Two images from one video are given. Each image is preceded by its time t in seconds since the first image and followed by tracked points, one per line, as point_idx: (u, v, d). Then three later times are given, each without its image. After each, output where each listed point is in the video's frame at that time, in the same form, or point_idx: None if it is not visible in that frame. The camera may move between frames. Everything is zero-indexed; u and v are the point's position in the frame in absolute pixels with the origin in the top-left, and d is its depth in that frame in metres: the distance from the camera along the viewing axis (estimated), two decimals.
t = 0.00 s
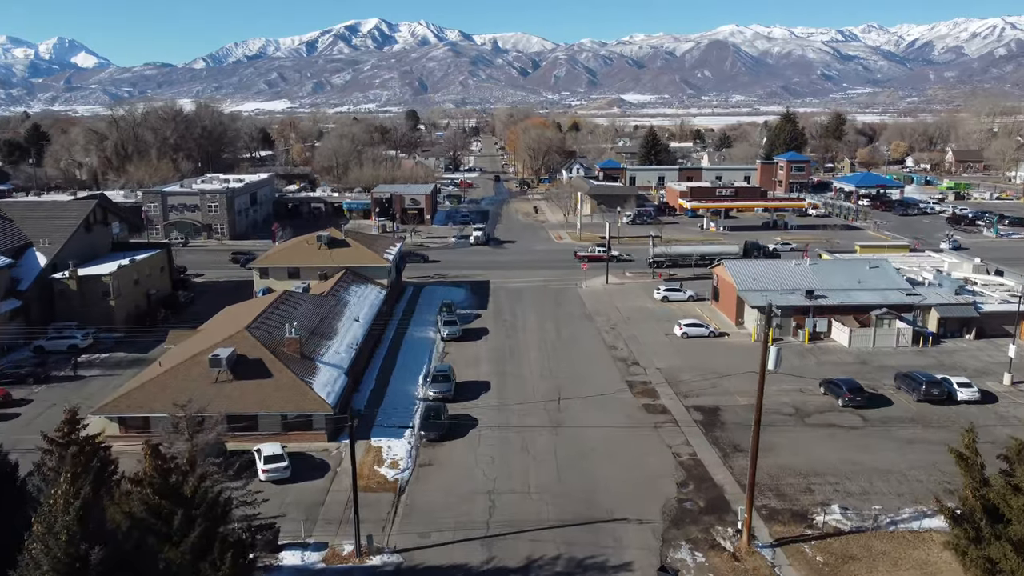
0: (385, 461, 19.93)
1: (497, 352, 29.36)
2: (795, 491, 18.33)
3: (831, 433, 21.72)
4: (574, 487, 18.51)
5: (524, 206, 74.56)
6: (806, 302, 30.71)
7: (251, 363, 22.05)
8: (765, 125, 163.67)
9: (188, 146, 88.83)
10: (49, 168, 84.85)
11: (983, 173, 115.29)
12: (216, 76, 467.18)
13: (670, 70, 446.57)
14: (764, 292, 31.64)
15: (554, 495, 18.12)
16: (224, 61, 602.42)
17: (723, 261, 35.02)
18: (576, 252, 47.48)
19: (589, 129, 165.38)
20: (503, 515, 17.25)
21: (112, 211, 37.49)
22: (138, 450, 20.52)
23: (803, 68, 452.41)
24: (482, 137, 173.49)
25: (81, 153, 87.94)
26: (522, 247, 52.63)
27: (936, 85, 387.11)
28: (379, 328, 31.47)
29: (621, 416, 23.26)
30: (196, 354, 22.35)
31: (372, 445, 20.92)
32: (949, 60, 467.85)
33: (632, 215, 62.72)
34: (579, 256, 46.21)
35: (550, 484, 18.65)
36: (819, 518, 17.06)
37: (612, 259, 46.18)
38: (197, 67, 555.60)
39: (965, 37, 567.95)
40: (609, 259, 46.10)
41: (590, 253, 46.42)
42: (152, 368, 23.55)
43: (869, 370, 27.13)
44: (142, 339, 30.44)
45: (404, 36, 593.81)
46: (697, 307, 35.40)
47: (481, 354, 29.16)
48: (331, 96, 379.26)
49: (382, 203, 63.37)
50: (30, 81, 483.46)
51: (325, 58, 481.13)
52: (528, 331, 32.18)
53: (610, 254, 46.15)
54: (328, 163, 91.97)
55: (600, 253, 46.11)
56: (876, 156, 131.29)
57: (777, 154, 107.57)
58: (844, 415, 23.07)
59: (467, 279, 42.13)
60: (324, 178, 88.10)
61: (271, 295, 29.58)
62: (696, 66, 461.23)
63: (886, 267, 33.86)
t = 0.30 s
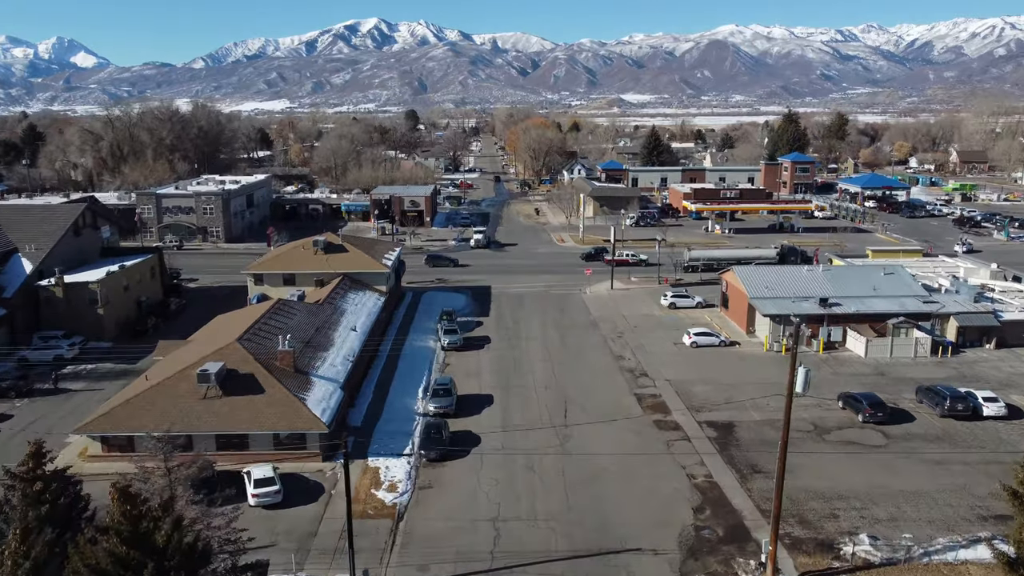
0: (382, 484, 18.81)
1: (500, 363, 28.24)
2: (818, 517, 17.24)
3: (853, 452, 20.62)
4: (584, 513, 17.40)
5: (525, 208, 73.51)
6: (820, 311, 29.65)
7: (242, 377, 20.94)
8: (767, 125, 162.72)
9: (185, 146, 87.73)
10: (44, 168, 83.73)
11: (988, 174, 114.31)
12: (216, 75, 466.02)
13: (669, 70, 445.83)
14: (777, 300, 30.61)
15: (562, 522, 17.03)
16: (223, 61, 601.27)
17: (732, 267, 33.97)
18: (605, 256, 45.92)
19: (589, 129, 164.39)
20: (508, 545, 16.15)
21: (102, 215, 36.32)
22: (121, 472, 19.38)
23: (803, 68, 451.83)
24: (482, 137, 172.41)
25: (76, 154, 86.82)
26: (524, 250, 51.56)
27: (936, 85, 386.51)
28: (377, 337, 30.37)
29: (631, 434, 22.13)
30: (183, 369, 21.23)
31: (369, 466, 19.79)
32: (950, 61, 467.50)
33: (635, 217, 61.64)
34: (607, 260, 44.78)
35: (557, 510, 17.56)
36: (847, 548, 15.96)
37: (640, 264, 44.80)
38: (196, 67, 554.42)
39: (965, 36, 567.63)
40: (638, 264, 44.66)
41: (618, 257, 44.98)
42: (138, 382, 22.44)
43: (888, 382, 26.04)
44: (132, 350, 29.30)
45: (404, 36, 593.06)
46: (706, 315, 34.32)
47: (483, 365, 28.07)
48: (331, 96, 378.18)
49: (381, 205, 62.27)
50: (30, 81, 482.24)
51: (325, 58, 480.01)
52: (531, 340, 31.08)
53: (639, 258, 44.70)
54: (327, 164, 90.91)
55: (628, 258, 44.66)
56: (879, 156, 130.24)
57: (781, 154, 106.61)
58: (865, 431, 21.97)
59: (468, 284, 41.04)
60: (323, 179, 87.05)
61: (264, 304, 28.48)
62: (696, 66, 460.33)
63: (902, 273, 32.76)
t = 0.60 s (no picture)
0: (379, 509, 17.70)
1: (502, 374, 27.10)
2: (846, 547, 16.12)
3: (878, 473, 19.50)
4: (596, 543, 16.30)
5: (527, 210, 72.41)
6: (835, 320, 28.58)
7: (231, 394, 19.82)
8: (769, 126, 161.80)
9: (182, 147, 86.66)
10: (38, 168, 82.68)
11: (993, 175, 113.25)
12: (215, 75, 465.07)
13: (669, 70, 445.06)
14: (790, 308, 29.51)
15: (572, 552, 15.94)
16: (223, 61, 600.67)
17: (743, 273, 32.86)
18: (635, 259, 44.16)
19: (590, 129, 163.40)
20: None
21: (92, 218, 35.16)
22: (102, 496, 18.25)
23: (803, 68, 451.08)
24: (482, 137, 171.30)
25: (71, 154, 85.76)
26: (526, 254, 50.50)
27: (937, 85, 385.87)
28: (376, 346, 29.23)
29: (641, 453, 21.00)
30: (170, 384, 20.11)
31: (365, 489, 18.66)
32: (950, 61, 467.11)
33: (639, 220, 60.51)
34: (637, 263, 43.02)
35: (566, 539, 16.46)
36: None
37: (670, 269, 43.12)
38: (195, 66, 553.88)
39: (965, 36, 567.21)
40: (668, 269, 42.99)
41: (648, 261, 43.26)
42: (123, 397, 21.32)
43: (909, 395, 24.94)
44: (121, 360, 28.15)
45: (404, 36, 592.33)
46: (715, 323, 33.23)
47: (486, 376, 26.96)
48: (331, 96, 377.30)
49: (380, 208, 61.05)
50: (29, 80, 481.10)
51: (325, 58, 479.01)
52: (535, 349, 29.98)
53: (670, 262, 43.02)
54: (325, 165, 89.84)
55: (658, 262, 42.94)
56: (882, 157, 129.06)
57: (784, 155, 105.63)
58: (889, 450, 20.84)
59: (469, 289, 39.91)
60: (321, 181, 85.98)
61: (258, 312, 27.37)
62: (697, 66, 459.17)
63: (919, 280, 31.66)
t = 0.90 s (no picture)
0: (376, 538, 16.59)
1: (505, 388, 25.94)
2: None
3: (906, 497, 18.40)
4: None
5: (528, 212, 71.31)
6: (853, 330, 27.41)
7: (220, 413, 18.68)
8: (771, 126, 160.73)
9: (179, 147, 85.56)
10: (33, 168, 81.55)
11: (998, 176, 112.15)
12: (215, 74, 463.99)
13: (670, 70, 444.16)
14: (805, 317, 28.35)
15: None
16: (222, 60, 599.59)
17: (755, 281, 31.67)
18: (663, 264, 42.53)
19: (591, 129, 162.27)
20: None
21: (81, 223, 34.00)
22: (81, 523, 17.14)
23: (804, 68, 450.17)
24: (482, 137, 170.20)
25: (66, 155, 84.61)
26: (528, 257, 49.39)
27: (937, 85, 385.09)
28: (374, 357, 28.09)
29: (654, 475, 19.84)
30: (155, 402, 18.99)
31: (361, 515, 17.54)
32: (951, 61, 466.27)
33: (642, 223, 59.31)
34: (670, 268, 41.30)
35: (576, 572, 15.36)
36: None
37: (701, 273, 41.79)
38: (195, 66, 552.85)
39: (965, 36, 566.47)
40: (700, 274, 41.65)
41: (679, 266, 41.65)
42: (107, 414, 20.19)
43: (932, 410, 23.81)
44: (108, 372, 27.05)
45: (405, 36, 591.48)
46: (725, 331, 32.11)
47: (489, 390, 25.84)
48: (331, 96, 376.28)
49: (379, 210, 59.98)
50: (28, 79, 479.87)
51: (325, 58, 477.95)
52: (540, 360, 28.84)
53: (702, 267, 41.70)
54: (324, 166, 88.65)
55: (691, 267, 41.49)
56: (886, 158, 127.85)
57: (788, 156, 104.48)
58: (915, 472, 19.75)
59: (470, 295, 38.77)
60: (320, 182, 84.88)
61: (252, 322, 26.23)
62: (697, 65, 458.36)
63: (937, 287, 30.54)
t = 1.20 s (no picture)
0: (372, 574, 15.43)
1: (509, 402, 24.79)
2: None
3: (940, 526, 17.24)
4: None
5: (530, 214, 70.16)
6: (872, 341, 26.25)
7: (207, 434, 17.50)
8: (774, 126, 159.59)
9: (176, 148, 84.40)
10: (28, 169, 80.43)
11: (1004, 177, 111.01)
12: (215, 74, 462.90)
13: (670, 70, 443.16)
14: (821, 327, 27.19)
15: None
16: (222, 60, 598.50)
17: (768, 288, 30.52)
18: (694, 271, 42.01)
19: (592, 130, 161.16)
20: None
21: (70, 229, 32.81)
22: (57, 555, 15.98)
23: (804, 68, 449.27)
24: (483, 137, 169.16)
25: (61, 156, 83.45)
26: (531, 262, 48.26)
27: (938, 85, 384.37)
28: (372, 369, 26.89)
29: (669, 499, 18.66)
30: (138, 423, 17.82)
31: (356, 546, 16.38)
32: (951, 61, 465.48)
33: (647, 226, 58.17)
34: (701, 274, 40.69)
35: None
36: None
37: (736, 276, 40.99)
38: (195, 66, 551.57)
39: (965, 36, 565.88)
40: (733, 278, 41.02)
41: (711, 271, 41.13)
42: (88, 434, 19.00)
43: (958, 427, 22.65)
44: (95, 385, 25.88)
45: (405, 36, 590.52)
46: (737, 341, 30.98)
47: (493, 404, 24.64)
48: (331, 96, 375.18)
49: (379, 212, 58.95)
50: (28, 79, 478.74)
51: (325, 58, 476.87)
52: (546, 372, 27.63)
53: (734, 271, 41.10)
54: (323, 167, 87.19)
55: (723, 271, 40.88)
56: (891, 158, 126.61)
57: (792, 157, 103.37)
58: (947, 497, 18.60)
59: (472, 302, 37.60)
60: (318, 183, 83.77)
61: (244, 333, 25.03)
62: (697, 66, 457.33)
63: (958, 295, 29.31)
